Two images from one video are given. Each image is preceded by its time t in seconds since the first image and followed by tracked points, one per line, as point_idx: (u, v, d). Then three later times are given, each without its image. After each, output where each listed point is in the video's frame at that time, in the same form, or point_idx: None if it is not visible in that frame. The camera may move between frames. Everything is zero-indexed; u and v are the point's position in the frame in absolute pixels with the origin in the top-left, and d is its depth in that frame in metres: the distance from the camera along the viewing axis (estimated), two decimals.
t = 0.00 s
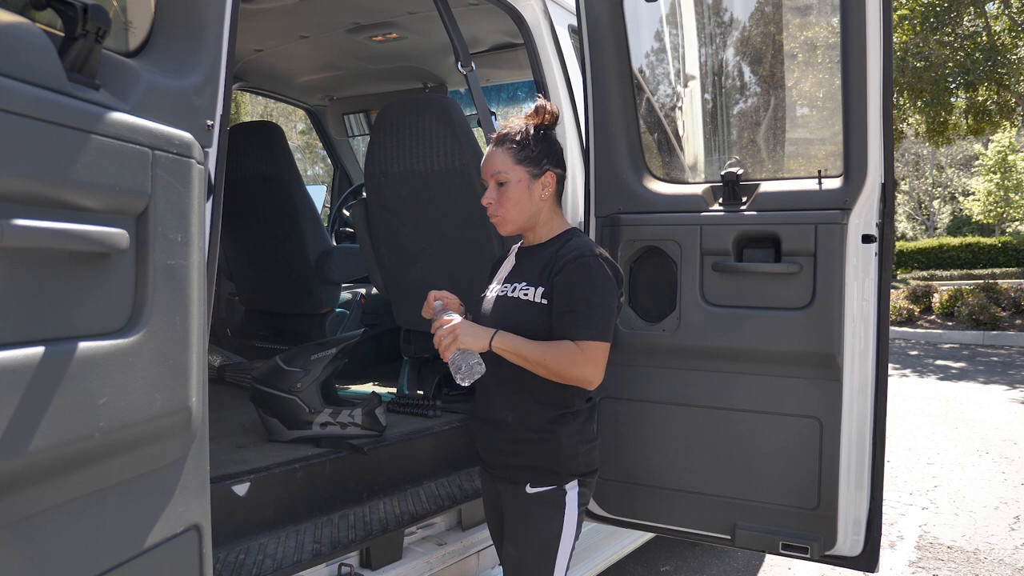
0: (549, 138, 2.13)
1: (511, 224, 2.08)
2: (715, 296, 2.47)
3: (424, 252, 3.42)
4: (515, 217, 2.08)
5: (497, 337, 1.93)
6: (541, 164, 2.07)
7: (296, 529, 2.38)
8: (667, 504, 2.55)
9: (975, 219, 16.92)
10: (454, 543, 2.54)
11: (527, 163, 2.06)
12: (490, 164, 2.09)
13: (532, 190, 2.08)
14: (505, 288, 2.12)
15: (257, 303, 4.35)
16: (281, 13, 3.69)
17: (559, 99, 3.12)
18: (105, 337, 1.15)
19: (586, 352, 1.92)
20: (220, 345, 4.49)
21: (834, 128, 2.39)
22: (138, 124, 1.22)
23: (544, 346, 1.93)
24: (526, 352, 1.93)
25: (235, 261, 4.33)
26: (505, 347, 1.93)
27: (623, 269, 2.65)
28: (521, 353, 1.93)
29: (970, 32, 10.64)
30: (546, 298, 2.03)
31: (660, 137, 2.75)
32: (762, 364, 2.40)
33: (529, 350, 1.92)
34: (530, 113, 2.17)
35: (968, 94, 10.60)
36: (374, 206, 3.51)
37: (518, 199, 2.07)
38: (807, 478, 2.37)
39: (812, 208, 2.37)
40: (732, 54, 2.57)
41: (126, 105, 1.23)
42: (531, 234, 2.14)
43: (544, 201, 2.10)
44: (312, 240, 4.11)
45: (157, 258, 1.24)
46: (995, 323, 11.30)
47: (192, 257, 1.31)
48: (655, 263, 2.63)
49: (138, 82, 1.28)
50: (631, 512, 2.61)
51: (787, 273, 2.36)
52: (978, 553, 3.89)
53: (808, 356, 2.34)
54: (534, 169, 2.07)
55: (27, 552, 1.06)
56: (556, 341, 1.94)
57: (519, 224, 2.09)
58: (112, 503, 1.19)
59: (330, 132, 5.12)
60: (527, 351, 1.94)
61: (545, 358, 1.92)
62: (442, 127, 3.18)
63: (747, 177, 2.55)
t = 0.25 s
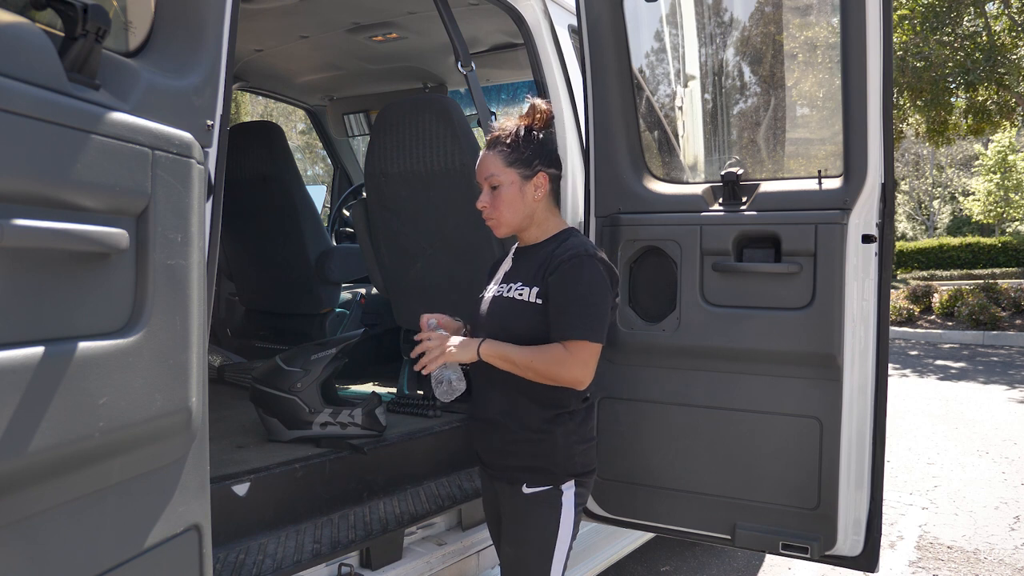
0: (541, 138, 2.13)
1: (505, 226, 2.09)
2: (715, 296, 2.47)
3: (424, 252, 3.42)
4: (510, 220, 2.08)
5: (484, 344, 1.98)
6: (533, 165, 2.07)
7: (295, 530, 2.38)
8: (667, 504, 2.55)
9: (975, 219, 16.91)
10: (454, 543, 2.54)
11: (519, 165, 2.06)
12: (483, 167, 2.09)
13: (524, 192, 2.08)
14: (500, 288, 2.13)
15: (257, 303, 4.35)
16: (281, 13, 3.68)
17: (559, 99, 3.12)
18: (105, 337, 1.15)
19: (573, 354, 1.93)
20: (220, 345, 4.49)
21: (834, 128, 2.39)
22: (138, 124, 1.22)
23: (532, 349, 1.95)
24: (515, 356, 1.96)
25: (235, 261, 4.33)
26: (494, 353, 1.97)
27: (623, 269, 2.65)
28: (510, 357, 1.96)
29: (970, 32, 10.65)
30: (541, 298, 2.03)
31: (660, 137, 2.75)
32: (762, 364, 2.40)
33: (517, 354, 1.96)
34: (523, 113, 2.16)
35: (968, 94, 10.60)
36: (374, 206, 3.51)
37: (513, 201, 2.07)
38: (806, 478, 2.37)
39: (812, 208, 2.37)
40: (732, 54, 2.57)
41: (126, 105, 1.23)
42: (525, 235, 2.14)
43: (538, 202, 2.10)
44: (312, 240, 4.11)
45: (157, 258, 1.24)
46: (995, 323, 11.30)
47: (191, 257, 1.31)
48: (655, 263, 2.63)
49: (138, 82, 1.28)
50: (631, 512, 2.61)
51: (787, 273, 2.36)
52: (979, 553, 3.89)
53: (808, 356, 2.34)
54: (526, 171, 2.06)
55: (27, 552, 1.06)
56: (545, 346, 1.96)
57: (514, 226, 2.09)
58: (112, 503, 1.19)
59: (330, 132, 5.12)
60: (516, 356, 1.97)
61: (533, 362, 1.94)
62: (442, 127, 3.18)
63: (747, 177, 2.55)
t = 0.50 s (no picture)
0: (516, 136, 2.10)
1: (495, 237, 2.11)
2: (715, 296, 2.47)
3: (424, 253, 3.42)
4: (496, 230, 2.10)
5: (491, 351, 1.97)
6: (505, 172, 2.04)
7: (295, 530, 2.38)
8: (667, 504, 2.55)
9: (975, 219, 16.91)
10: (454, 543, 2.54)
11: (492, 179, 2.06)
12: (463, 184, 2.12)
13: (502, 199, 2.07)
14: (498, 290, 2.13)
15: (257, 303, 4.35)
16: (281, 13, 3.68)
17: (560, 99, 3.12)
18: (105, 338, 1.15)
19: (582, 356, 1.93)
20: (220, 345, 4.49)
21: (834, 128, 2.39)
22: (138, 124, 1.22)
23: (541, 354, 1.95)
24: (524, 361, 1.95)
25: (235, 261, 4.33)
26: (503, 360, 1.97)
27: (623, 269, 2.65)
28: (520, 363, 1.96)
29: (970, 32, 10.65)
30: (538, 298, 2.03)
31: (660, 137, 2.75)
32: (762, 364, 2.40)
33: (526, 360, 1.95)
34: (494, 116, 2.12)
35: (968, 94, 10.59)
36: (374, 207, 3.51)
37: (494, 213, 2.08)
38: (806, 478, 2.37)
39: (812, 208, 2.37)
40: (731, 54, 2.57)
41: (126, 105, 1.23)
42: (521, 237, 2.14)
43: (519, 204, 2.08)
44: (312, 240, 4.11)
45: (158, 258, 1.24)
46: (995, 323, 11.29)
47: (192, 257, 1.31)
48: (655, 263, 2.63)
49: (138, 82, 1.28)
50: (631, 512, 2.62)
51: (787, 273, 2.36)
52: (979, 553, 3.89)
53: (808, 356, 2.34)
54: (499, 179, 2.05)
55: (27, 552, 1.06)
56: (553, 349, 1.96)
57: (504, 234, 2.11)
58: (112, 503, 1.19)
59: (330, 132, 5.12)
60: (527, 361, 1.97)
61: (545, 367, 1.94)
62: (443, 127, 3.18)
63: (747, 177, 2.55)
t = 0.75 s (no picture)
0: (504, 138, 2.10)
1: (489, 239, 2.13)
2: (716, 296, 2.47)
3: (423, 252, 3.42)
4: (490, 231, 2.12)
5: (501, 361, 1.94)
6: (491, 176, 2.06)
7: (295, 530, 2.38)
8: (667, 504, 2.55)
9: (975, 219, 16.91)
10: (454, 543, 2.54)
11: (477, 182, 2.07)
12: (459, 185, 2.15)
13: (492, 202, 2.09)
14: (489, 291, 2.14)
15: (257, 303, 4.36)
16: (281, 13, 3.68)
17: (560, 99, 3.12)
18: (105, 337, 1.15)
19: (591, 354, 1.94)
20: (220, 345, 4.49)
21: (834, 128, 2.39)
22: (138, 124, 1.22)
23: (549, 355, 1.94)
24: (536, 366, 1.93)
25: (235, 260, 4.32)
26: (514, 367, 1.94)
27: (623, 269, 2.65)
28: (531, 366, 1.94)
29: (970, 32, 10.66)
30: (529, 296, 2.04)
31: (660, 137, 2.75)
32: (763, 364, 2.40)
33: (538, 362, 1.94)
34: (479, 119, 2.13)
35: (968, 94, 10.59)
36: (374, 207, 3.51)
37: (485, 215, 2.10)
38: (807, 478, 2.37)
39: (813, 208, 2.37)
40: (732, 54, 2.57)
41: (126, 105, 1.23)
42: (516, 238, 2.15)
43: (508, 206, 2.09)
44: (312, 240, 4.11)
45: (158, 258, 1.24)
46: (995, 323, 11.29)
47: (192, 257, 1.31)
48: (655, 263, 2.63)
49: (139, 82, 1.28)
50: (631, 512, 2.62)
51: (788, 273, 2.36)
52: (979, 553, 3.89)
53: (808, 356, 2.34)
54: (486, 183, 2.07)
55: (27, 552, 1.06)
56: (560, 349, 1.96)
57: (497, 235, 2.13)
58: (112, 503, 1.19)
59: (330, 132, 5.12)
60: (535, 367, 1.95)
61: (556, 366, 1.93)
62: (443, 127, 3.19)
63: (747, 177, 2.55)
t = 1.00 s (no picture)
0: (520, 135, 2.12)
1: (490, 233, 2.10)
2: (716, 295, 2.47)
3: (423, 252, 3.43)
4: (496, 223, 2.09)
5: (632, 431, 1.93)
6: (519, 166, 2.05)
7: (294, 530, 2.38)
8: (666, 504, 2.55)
9: (975, 219, 16.91)
10: (454, 544, 2.50)
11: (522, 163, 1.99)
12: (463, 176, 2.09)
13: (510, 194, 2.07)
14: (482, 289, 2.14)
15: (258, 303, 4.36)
16: (281, 13, 3.68)
17: (560, 100, 3.12)
18: (103, 338, 1.15)
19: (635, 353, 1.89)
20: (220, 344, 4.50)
21: (835, 129, 2.39)
22: (134, 125, 1.21)
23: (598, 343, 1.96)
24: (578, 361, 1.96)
25: (235, 260, 4.32)
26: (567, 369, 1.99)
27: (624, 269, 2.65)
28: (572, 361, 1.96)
29: (970, 32, 10.66)
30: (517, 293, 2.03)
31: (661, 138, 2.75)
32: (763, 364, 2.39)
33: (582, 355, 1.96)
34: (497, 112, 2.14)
35: (968, 93, 10.58)
36: (374, 207, 3.50)
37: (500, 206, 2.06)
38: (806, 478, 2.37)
39: (813, 208, 2.37)
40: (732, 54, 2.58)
41: (124, 106, 1.23)
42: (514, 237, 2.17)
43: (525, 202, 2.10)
44: (312, 240, 4.10)
45: (154, 259, 1.24)
46: (995, 323, 11.29)
47: (188, 257, 1.31)
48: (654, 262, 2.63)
49: (137, 83, 1.28)
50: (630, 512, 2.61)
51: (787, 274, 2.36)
52: (979, 553, 3.89)
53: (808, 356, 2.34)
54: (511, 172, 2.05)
55: (24, 552, 1.06)
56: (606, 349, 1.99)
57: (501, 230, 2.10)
58: (109, 504, 1.19)
59: (330, 132, 5.12)
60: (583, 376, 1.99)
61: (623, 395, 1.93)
62: (442, 126, 3.17)
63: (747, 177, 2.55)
